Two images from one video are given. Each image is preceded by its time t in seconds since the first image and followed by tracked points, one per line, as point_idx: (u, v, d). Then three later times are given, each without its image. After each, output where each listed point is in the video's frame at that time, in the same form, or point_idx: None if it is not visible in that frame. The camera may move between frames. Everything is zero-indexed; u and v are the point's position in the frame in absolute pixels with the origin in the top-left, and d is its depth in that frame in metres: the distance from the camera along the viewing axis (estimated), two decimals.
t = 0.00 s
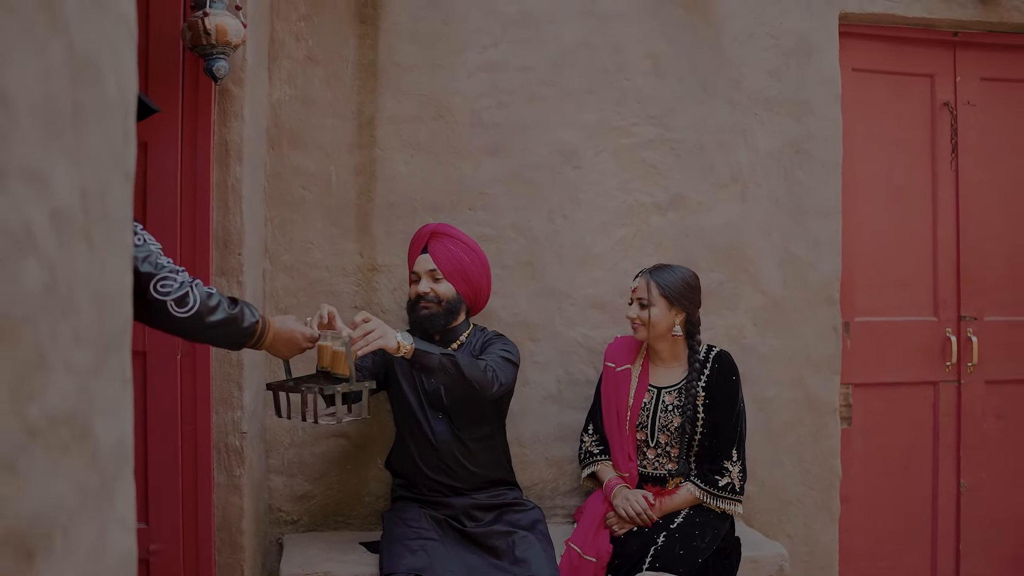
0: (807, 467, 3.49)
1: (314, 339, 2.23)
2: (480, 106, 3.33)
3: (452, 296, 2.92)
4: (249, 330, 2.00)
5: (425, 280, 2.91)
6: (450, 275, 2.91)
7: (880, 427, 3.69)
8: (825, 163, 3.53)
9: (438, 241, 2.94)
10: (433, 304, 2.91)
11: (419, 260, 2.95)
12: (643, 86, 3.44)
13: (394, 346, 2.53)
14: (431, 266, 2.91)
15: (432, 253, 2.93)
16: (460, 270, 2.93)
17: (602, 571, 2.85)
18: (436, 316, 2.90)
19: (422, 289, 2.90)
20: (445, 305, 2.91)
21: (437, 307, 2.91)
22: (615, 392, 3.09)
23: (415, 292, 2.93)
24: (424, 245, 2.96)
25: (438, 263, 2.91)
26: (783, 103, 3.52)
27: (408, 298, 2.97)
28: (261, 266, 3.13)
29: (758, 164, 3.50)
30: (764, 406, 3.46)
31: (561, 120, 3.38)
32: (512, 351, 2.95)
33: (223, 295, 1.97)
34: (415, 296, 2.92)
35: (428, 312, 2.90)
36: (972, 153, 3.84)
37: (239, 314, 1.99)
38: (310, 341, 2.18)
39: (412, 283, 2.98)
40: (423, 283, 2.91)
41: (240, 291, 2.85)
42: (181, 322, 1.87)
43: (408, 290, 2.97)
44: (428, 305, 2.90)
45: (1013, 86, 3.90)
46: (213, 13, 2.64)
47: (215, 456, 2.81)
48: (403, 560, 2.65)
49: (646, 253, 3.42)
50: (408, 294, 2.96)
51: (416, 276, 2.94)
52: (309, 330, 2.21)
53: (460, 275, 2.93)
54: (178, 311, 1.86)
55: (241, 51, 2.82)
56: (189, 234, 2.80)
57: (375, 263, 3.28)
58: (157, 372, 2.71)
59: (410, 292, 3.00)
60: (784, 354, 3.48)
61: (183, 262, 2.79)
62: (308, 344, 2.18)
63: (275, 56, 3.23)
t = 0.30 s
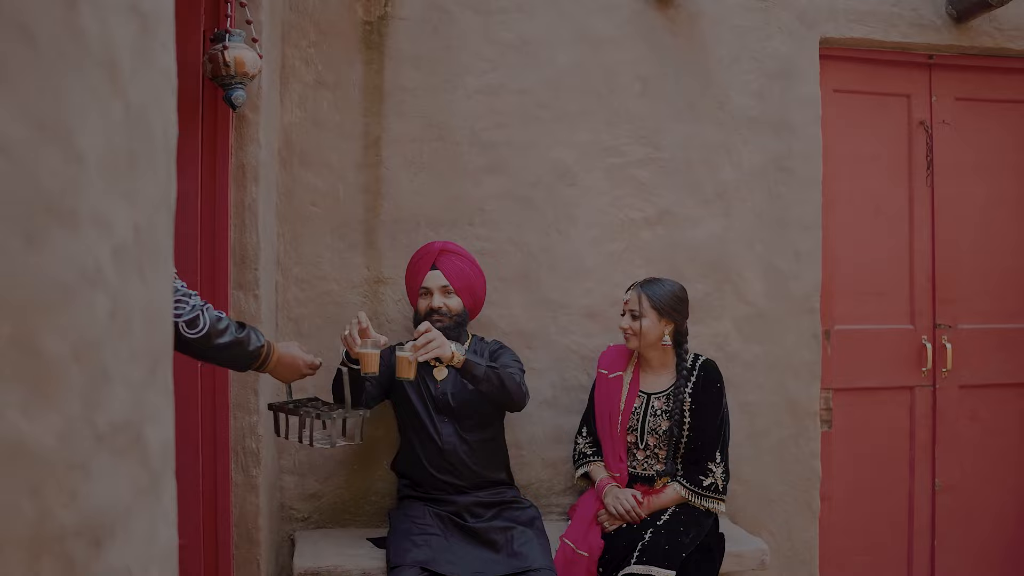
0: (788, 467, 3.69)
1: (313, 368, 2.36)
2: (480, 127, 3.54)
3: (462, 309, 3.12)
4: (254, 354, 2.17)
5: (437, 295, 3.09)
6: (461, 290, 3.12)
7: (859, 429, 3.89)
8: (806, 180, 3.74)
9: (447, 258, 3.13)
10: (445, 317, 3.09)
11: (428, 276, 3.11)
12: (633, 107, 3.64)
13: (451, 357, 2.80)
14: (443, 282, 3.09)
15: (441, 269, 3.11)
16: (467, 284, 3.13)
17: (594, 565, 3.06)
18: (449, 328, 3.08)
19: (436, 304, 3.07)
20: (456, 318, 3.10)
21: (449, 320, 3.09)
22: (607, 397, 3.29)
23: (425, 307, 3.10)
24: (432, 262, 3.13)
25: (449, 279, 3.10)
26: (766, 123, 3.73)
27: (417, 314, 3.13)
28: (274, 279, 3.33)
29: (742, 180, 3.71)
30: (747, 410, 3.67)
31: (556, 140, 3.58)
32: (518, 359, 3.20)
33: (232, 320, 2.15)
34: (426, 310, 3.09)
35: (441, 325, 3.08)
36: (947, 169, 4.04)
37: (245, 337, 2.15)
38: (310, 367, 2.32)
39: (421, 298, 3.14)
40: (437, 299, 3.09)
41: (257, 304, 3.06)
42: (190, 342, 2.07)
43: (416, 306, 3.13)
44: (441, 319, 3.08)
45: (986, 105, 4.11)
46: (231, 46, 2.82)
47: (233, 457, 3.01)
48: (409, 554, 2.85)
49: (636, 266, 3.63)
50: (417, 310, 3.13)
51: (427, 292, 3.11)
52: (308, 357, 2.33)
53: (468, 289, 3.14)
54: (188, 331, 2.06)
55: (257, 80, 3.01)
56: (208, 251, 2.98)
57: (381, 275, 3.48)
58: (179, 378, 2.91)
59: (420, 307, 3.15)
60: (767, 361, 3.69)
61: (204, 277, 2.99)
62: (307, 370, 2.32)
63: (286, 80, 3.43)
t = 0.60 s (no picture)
0: (772, 465, 3.92)
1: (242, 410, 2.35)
2: (482, 146, 3.77)
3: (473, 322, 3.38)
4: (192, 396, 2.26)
5: (456, 312, 3.31)
6: (473, 305, 3.37)
7: (839, 429, 4.13)
8: (789, 195, 3.97)
9: (460, 276, 3.37)
10: (462, 332, 3.33)
11: (447, 294, 3.31)
12: (626, 127, 3.87)
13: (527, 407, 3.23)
14: (462, 299, 3.32)
15: (458, 286, 3.34)
16: (476, 299, 3.41)
17: (588, 556, 3.28)
18: (465, 342, 3.33)
19: (456, 320, 3.29)
20: (470, 331, 3.36)
21: (465, 334, 3.34)
22: (603, 400, 3.53)
23: (443, 323, 3.30)
24: (448, 280, 3.33)
25: (465, 296, 3.34)
26: (751, 141, 3.96)
27: (433, 328, 3.31)
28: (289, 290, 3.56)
29: (728, 195, 3.94)
30: (733, 411, 3.90)
31: (554, 158, 3.81)
32: (523, 376, 3.54)
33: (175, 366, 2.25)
34: (445, 326, 3.29)
35: (460, 340, 3.31)
36: (923, 184, 4.27)
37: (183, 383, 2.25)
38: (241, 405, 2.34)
39: (435, 313, 3.32)
40: (457, 314, 3.30)
41: (274, 313, 3.28)
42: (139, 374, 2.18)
43: (432, 321, 3.31)
44: (459, 333, 3.31)
45: (961, 122, 4.34)
46: (252, 76, 3.03)
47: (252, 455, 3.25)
48: (417, 544, 3.09)
49: (628, 276, 3.86)
50: (433, 325, 3.31)
51: (445, 308, 3.30)
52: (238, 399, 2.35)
53: (476, 303, 3.41)
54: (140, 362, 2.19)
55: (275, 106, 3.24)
56: (229, 264, 3.22)
57: (389, 285, 3.71)
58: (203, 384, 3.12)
59: (434, 322, 3.32)
60: (752, 365, 3.92)
61: (226, 288, 3.22)
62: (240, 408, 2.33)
63: (300, 102, 3.66)
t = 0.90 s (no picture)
0: (759, 463, 4.13)
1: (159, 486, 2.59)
2: (483, 161, 3.97)
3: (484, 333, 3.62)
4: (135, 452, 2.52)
5: (479, 328, 3.52)
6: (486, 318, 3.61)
7: (824, 429, 4.34)
8: (775, 206, 4.18)
9: (479, 292, 3.57)
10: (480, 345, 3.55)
11: (473, 310, 3.50)
12: (620, 142, 4.08)
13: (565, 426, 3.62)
14: (484, 315, 3.54)
15: (480, 303, 3.54)
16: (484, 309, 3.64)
17: (584, 548, 3.51)
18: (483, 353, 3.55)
19: (480, 335, 3.51)
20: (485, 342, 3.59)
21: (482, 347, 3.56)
22: (601, 399, 3.74)
23: (467, 337, 3.49)
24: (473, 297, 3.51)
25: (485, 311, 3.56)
26: (739, 155, 4.17)
27: (458, 343, 3.49)
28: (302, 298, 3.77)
29: (717, 207, 4.15)
30: (722, 412, 4.11)
31: (552, 172, 4.02)
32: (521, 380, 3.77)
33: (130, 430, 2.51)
34: (470, 342, 3.49)
35: (481, 353, 3.53)
36: (904, 196, 4.48)
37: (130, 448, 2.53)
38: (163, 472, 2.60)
39: (460, 329, 3.49)
40: (480, 328, 3.51)
41: (289, 320, 3.48)
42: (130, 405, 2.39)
43: (456, 336, 3.49)
44: (480, 346, 3.53)
45: (940, 136, 4.55)
46: (268, 98, 3.20)
47: (269, 454, 3.46)
48: (423, 538, 3.31)
49: (622, 284, 4.07)
50: (458, 340, 3.49)
51: (470, 323, 3.49)
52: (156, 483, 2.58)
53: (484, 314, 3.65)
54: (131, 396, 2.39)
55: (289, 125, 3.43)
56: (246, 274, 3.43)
57: (395, 293, 3.91)
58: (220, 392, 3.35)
59: (458, 337, 3.49)
60: (740, 368, 4.13)
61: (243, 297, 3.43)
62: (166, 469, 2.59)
63: (311, 120, 3.86)
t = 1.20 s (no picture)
0: (743, 461, 4.38)
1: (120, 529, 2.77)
2: (483, 177, 4.22)
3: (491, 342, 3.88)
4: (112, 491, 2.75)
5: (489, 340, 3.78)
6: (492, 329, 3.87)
7: (805, 429, 4.59)
8: (758, 219, 4.43)
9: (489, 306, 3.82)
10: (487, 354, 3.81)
11: (485, 324, 3.75)
12: (612, 159, 4.33)
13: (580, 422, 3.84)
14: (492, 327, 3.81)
15: (490, 316, 3.80)
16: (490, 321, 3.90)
17: (578, 540, 3.75)
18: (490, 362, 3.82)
19: (490, 347, 3.78)
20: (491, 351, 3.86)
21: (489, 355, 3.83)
22: (596, 400, 3.99)
23: (477, 348, 3.75)
24: (485, 311, 3.77)
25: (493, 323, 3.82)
26: (725, 171, 4.42)
27: (469, 354, 3.74)
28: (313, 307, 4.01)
29: (704, 220, 4.40)
30: (708, 413, 4.36)
31: (547, 188, 4.27)
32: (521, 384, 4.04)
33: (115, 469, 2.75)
34: (482, 353, 3.75)
35: (489, 362, 3.80)
36: (882, 208, 4.73)
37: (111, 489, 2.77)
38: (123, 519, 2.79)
39: (472, 341, 3.74)
40: (489, 340, 3.78)
41: (302, 327, 3.72)
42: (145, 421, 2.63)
43: (468, 347, 3.74)
44: (488, 356, 3.79)
45: (916, 151, 4.80)
46: (283, 121, 3.41)
47: (284, 453, 3.70)
48: (428, 531, 3.56)
49: (614, 292, 4.32)
50: (469, 351, 3.74)
51: (481, 336, 3.75)
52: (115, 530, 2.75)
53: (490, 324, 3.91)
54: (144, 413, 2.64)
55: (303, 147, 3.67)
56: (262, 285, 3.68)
57: (401, 302, 4.16)
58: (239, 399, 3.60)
59: (469, 348, 3.74)
60: (726, 372, 4.38)
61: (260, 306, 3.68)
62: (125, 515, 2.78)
63: (321, 139, 4.10)
